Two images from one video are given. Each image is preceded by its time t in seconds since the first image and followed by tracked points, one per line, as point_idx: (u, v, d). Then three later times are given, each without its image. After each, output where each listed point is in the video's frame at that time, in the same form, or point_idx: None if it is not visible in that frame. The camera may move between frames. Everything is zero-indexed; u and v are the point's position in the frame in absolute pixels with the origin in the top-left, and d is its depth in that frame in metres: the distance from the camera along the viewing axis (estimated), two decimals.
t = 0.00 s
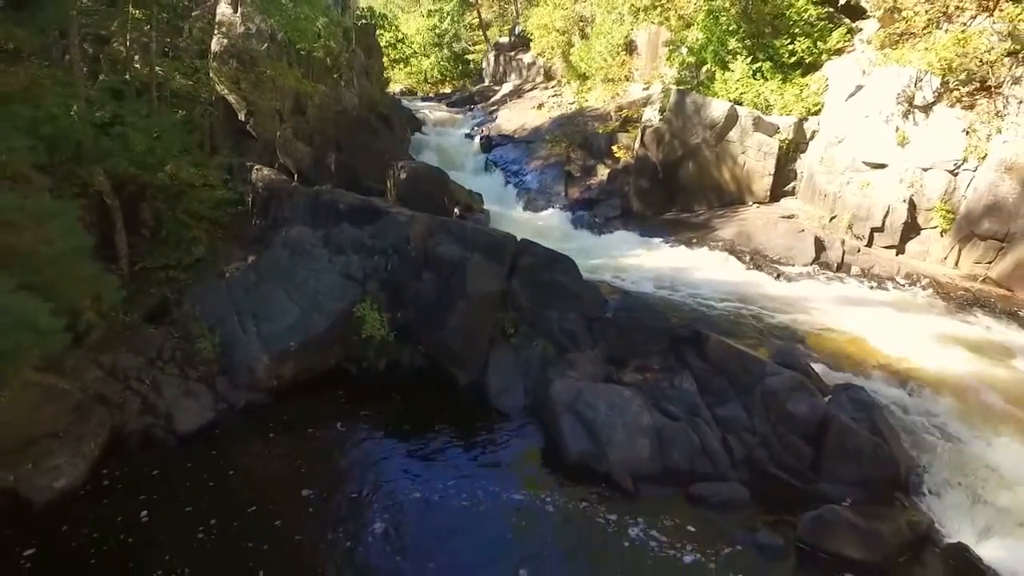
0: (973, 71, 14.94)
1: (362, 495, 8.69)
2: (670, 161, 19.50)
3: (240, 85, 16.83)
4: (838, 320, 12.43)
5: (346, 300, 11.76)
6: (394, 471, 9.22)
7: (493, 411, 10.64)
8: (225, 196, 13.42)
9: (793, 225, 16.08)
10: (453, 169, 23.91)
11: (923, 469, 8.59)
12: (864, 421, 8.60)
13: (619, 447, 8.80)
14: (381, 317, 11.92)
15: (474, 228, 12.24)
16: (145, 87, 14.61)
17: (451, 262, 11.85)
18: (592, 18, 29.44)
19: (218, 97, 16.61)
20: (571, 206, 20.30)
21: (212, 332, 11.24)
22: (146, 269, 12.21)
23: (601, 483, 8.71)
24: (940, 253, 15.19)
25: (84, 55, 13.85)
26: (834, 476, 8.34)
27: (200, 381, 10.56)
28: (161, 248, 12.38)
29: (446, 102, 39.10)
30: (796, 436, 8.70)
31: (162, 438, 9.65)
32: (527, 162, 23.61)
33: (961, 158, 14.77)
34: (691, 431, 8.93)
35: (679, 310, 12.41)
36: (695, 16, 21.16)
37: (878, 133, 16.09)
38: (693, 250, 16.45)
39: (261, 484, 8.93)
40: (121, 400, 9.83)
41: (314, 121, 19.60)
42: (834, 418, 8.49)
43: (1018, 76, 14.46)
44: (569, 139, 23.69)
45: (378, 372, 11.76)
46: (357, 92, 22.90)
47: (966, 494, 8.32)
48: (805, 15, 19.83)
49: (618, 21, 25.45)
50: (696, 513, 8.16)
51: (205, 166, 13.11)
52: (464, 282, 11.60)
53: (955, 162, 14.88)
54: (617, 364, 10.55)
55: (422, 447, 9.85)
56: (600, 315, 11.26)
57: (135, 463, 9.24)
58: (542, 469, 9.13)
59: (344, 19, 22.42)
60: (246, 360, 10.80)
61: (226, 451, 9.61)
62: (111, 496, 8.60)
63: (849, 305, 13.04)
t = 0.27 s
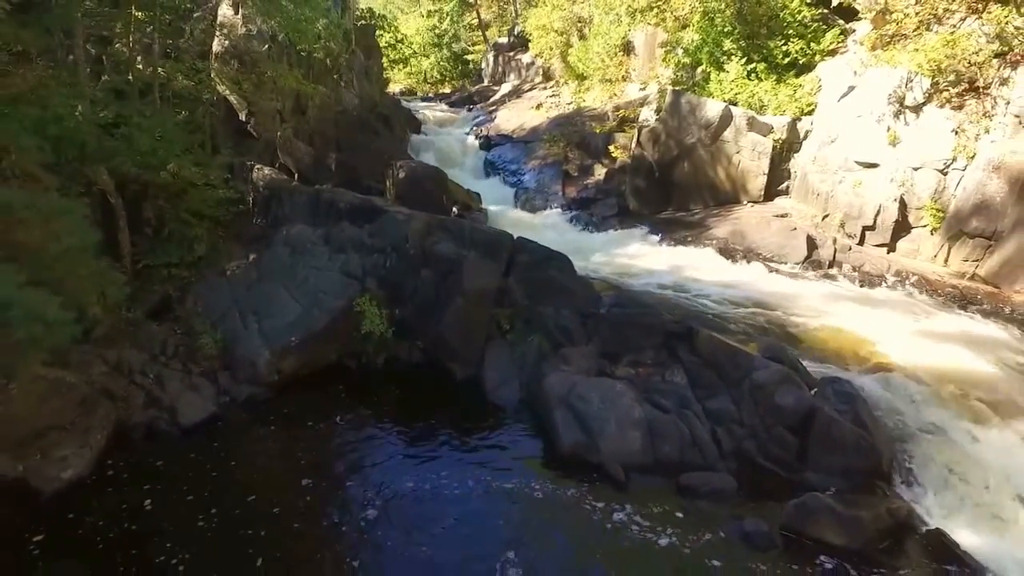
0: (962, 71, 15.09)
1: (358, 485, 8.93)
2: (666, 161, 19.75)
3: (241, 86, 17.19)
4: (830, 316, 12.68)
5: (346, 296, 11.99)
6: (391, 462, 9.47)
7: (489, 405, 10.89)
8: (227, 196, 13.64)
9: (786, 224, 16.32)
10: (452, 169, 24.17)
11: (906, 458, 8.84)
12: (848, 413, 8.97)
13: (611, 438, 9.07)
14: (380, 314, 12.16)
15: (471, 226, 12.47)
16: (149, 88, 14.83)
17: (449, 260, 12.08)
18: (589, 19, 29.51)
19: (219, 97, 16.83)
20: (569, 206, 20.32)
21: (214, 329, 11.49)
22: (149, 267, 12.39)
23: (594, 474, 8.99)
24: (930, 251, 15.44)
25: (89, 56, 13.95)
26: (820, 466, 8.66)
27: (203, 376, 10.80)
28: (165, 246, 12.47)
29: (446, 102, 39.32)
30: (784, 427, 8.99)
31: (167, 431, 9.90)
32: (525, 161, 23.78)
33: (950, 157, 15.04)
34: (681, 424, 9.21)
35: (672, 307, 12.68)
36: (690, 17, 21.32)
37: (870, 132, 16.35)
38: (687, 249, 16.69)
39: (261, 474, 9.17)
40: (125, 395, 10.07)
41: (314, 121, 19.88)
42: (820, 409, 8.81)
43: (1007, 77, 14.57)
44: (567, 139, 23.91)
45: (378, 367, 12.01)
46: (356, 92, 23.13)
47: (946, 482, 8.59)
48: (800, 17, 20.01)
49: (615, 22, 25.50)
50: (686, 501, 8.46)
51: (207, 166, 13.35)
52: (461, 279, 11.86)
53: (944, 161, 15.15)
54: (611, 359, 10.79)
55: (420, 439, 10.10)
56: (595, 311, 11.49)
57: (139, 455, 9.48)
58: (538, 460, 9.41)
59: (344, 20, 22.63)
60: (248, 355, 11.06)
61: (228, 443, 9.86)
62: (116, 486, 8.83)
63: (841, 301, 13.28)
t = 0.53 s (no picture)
0: (954, 72, 15.28)
1: (353, 480, 9.07)
2: (663, 161, 19.81)
3: (241, 87, 17.37)
4: (825, 314, 12.80)
5: (345, 294, 12.12)
6: (386, 458, 9.61)
7: (485, 402, 11.03)
8: (227, 196, 13.87)
9: (781, 223, 16.42)
10: (451, 169, 24.26)
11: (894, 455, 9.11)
12: (838, 409, 9.16)
13: (605, 434, 9.26)
14: (378, 312, 12.31)
15: (468, 225, 12.60)
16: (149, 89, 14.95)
17: (446, 259, 12.22)
18: (588, 19, 29.74)
19: (219, 97, 16.97)
20: (568, 205, 20.41)
21: (214, 326, 11.63)
22: (149, 266, 12.48)
23: (588, 469, 9.17)
24: (923, 250, 15.56)
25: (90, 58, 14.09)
26: (810, 462, 8.88)
27: (202, 373, 10.94)
28: (164, 245, 12.65)
29: (446, 102, 39.45)
30: (775, 424, 9.20)
31: (168, 427, 10.05)
32: (523, 161, 23.89)
33: (944, 157, 15.19)
34: (674, 420, 9.39)
35: (665, 306, 12.79)
36: (688, 17, 21.60)
37: (864, 132, 16.48)
38: (681, 250, 16.80)
39: (258, 469, 9.30)
40: (126, 391, 10.20)
41: (314, 121, 20.02)
42: (810, 405, 9.04)
43: (999, 77, 14.76)
44: (566, 139, 24.04)
45: (375, 365, 12.15)
46: (355, 92, 23.27)
47: (932, 479, 8.87)
48: (796, 17, 20.15)
49: (614, 23, 25.91)
50: (678, 496, 8.68)
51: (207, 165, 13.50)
52: (457, 278, 11.98)
53: (938, 161, 15.29)
54: (605, 357, 10.92)
55: (415, 436, 10.22)
56: (590, 309, 11.61)
57: (140, 450, 9.62)
58: (533, 456, 9.59)
59: (343, 21, 22.77)
60: (248, 353, 11.20)
61: (227, 439, 10.00)
62: (116, 480, 8.96)
63: (836, 300, 13.40)
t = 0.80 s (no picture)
0: (949, 72, 15.29)
1: (349, 478, 9.16)
2: (661, 161, 19.83)
3: (241, 87, 17.71)
4: (819, 314, 12.89)
5: (343, 294, 12.21)
6: (382, 457, 9.69)
7: (482, 400, 11.12)
8: (226, 195, 14.11)
9: (777, 223, 16.51)
10: (450, 169, 24.36)
11: (884, 453, 9.27)
12: (830, 407, 9.25)
13: (600, 432, 9.38)
14: (377, 311, 12.41)
15: (465, 225, 12.68)
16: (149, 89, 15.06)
17: (443, 258, 12.31)
18: (586, 19, 29.82)
19: (218, 98, 17.06)
20: (565, 205, 20.63)
21: (214, 326, 11.71)
22: (149, 265, 12.57)
23: (583, 466, 9.28)
24: (919, 250, 15.65)
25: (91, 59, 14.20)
26: (802, 459, 8.98)
27: (202, 372, 11.04)
28: (164, 245, 12.78)
29: (445, 102, 39.53)
30: (768, 422, 9.30)
31: (167, 425, 10.14)
32: (522, 161, 23.89)
33: (939, 157, 15.27)
34: (669, 418, 9.49)
35: (661, 305, 12.87)
36: (685, 19, 21.49)
37: (861, 132, 16.59)
38: (678, 250, 16.88)
39: (255, 467, 9.40)
40: (126, 390, 10.30)
41: (312, 121, 19.94)
42: (802, 403, 9.14)
43: (993, 78, 14.82)
44: (564, 139, 24.14)
45: (373, 364, 12.25)
46: (355, 92, 23.38)
47: (922, 477, 9.01)
48: (793, 18, 20.26)
49: (612, 23, 25.97)
50: (672, 493, 8.79)
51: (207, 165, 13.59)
52: (455, 277, 12.06)
53: (933, 161, 15.36)
54: (601, 356, 11.01)
55: (413, 435, 10.31)
56: (587, 308, 11.68)
57: (140, 448, 9.72)
58: (529, 454, 9.69)
59: (342, 22, 22.86)
60: (247, 352, 11.29)
61: (226, 436, 10.10)
62: (116, 477, 9.07)
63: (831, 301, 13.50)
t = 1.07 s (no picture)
0: (945, 74, 15.37)
1: (346, 477, 9.25)
2: (659, 161, 19.77)
3: (241, 89, 17.75)
4: (814, 314, 13.01)
5: (343, 294, 12.28)
6: (380, 456, 9.77)
7: (480, 399, 11.19)
8: (225, 196, 14.27)
9: (774, 223, 16.62)
10: (450, 169, 24.44)
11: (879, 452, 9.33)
12: (824, 407, 9.33)
13: (597, 431, 9.47)
14: (376, 311, 12.49)
15: (464, 225, 12.76)
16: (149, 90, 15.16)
17: (442, 259, 12.40)
18: (585, 20, 29.95)
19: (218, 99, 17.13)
20: (564, 205, 20.64)
21: (214, 326, 11.79)
22: (149, 266, 12.68)
23: (580, 465, 9.36)
24: (915, 251, 15.72)
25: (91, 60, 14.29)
26: (797, 458, 9.07)
27: (202, 372, 11.12)
28: (165, 245, 12.91)
29: (445, 102, 39.62)
30: (763, 421, 9.38)
31: (167, 425, 10.22)
32: (521, 162, 24.03)
33: (935, 159, 15.37)
34: (665, 417, 9.58)
35: (658, 306, 12.97)
36: (682, 20, 21.67)
37: (858, 133, 16.75)
38: (675, 251, 16.96)
39: (254, 466, 9.48)
40: (126, 390, 10.38)
41: (312, 121, 19.77)
42: (798, 403, 9.23)
43: (989, 80, 14.97)
44: (563, 140, 24.25)
45: (372, 364, 12.33)
46: (354, 93, 23.46)
47: (917, 476, 9.07)
48: (790, 19, 20.44)
49: (610, 24, 26.04)
50: (668, 492, 8.87)
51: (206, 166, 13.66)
52: (453, 277, 12.14)
53: (928, 163, 15.47)
54: (599, 356, 11.08)
55: (412, 434, 10.39)
56: (584, 308, 11.76)
57: (140, 447, 9.79)
58: (526, 453, 9.77)
59: (341, 23, 22.98)
60: (247, 352, 11.37)
61: (226, 436, 10.17)
62: (117, 476, 9.14)
63: (826, 301, 13.62)
